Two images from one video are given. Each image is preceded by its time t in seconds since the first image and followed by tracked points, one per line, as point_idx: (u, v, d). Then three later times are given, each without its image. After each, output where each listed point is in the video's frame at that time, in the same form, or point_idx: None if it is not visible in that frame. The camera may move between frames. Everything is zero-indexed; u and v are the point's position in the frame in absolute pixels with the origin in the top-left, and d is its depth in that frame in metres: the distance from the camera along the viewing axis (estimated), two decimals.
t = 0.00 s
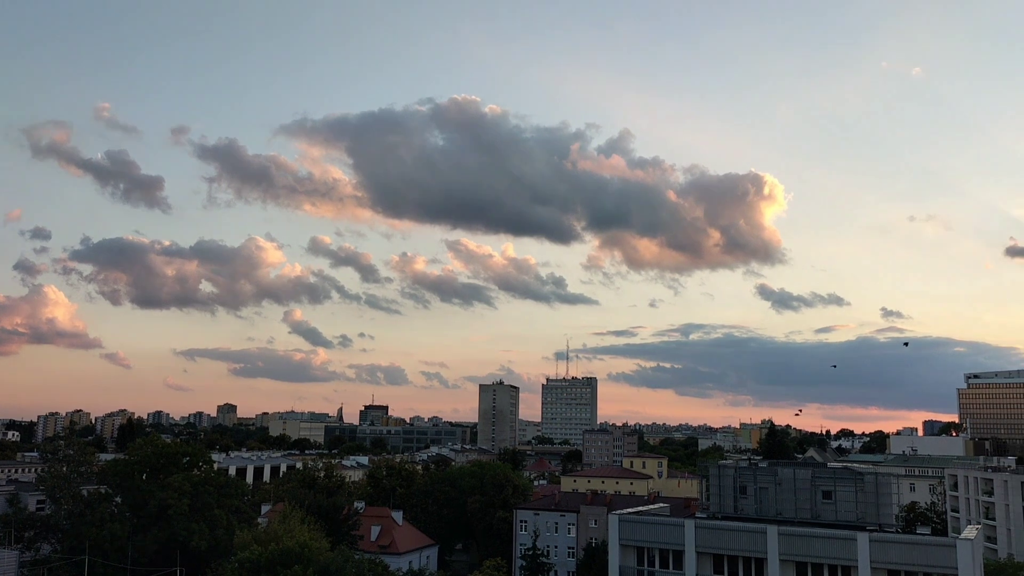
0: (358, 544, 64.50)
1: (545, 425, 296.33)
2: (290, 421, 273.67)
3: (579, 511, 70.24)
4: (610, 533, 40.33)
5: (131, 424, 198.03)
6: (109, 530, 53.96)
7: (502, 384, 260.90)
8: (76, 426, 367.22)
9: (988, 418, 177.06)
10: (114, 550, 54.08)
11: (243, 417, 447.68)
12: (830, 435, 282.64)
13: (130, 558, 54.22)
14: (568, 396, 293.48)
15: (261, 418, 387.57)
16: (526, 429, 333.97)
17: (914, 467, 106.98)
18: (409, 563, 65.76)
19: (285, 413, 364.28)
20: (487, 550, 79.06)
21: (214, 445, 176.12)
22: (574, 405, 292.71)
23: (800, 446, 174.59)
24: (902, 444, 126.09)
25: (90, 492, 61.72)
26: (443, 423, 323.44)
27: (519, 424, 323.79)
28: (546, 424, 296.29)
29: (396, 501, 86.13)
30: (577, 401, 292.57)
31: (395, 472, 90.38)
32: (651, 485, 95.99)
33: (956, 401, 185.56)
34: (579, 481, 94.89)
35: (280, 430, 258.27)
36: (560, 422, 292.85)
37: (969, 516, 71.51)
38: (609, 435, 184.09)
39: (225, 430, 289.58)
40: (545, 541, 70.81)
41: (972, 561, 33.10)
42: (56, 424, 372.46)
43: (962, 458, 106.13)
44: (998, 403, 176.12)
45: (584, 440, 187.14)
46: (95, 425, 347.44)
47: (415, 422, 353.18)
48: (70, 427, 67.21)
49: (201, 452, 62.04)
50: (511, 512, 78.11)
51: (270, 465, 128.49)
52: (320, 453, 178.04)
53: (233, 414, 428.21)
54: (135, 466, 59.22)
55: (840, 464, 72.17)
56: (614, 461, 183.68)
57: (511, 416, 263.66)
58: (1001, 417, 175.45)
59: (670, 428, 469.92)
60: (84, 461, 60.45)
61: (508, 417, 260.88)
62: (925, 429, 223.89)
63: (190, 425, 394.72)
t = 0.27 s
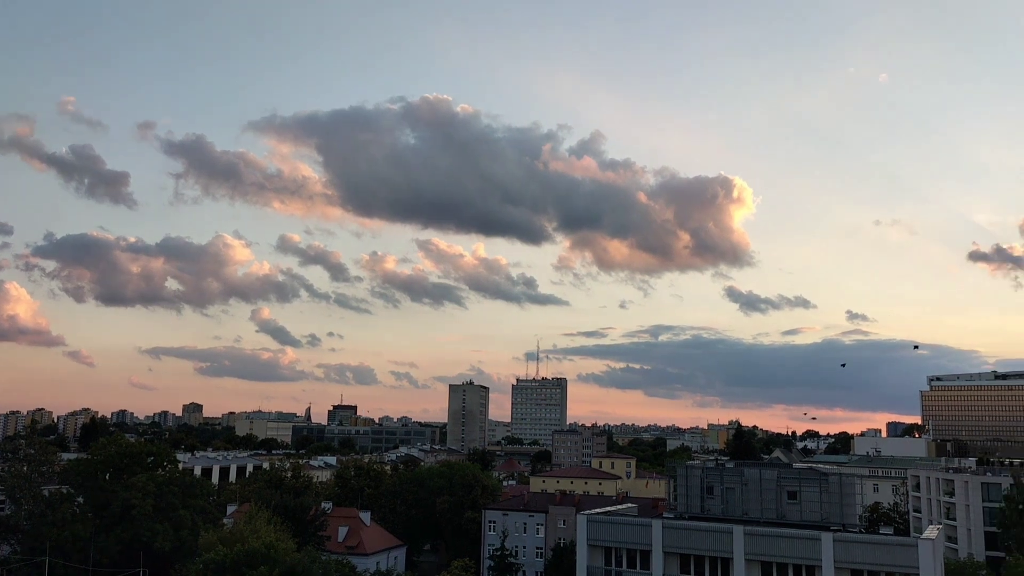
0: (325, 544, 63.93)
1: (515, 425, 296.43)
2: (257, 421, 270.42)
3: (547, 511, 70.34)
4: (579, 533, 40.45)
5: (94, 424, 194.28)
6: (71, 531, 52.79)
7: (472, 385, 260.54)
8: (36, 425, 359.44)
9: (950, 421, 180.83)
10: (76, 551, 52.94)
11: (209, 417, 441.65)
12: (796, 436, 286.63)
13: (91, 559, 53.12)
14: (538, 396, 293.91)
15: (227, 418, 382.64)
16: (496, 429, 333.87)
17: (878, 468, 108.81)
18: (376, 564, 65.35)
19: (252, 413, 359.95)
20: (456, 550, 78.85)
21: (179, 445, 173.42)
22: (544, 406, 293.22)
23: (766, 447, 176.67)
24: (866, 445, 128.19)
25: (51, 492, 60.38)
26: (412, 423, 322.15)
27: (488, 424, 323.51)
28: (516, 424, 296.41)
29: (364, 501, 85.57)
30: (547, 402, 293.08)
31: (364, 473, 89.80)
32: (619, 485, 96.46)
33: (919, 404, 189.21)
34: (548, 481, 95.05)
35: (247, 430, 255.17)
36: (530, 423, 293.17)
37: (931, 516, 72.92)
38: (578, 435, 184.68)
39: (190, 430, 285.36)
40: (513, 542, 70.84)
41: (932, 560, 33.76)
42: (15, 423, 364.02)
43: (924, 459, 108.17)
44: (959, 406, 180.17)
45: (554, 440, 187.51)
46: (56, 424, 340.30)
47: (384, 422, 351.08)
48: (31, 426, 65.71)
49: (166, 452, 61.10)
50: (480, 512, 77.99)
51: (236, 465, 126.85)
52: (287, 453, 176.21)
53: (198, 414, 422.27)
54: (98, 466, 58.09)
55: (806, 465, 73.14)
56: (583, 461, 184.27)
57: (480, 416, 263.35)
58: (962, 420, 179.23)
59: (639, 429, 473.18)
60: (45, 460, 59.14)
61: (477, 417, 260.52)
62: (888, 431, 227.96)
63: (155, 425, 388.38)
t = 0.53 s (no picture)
0: (296, 545, 63.42)
1: (488, 425, 296.25)
2: (227, 420, 267.23)
3: (520, 511, 70.35)
4: (551, 533, 40.52)
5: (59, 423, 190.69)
6: (35, 532, 51.69)
7: (446, 385, 259.95)
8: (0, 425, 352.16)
9: (917, 421, 183.97)
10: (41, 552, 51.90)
11: (178, 417, 435.87)
12: (766, 436, 289.95)
13: (57, 561, 52.07)
14: (512, 396, 294.06)
15: (197, 418, 377.88)
16: (469, 429, 333.50)
17: (846, 467, 110.37)
18: (348, 564, 64.93)
19: (223, 413, 355.92)
20: (428, 551, 78.64)
21: (148, 445, 170.83)
22: (517, 406, 293.39)
23: (737, 447, 178.34)
24: (834, 445, 129.93)
25: (15, 493, 59.11)
26: (385, 423, 320.70)
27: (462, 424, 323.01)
28: (489, 424, 296.23)
29: (336, 501, 85.01)
30: (520, 402, 293.32)
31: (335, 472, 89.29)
32: (591, 485, 96.82)
33: (887, 404, 192.28)
34: (521, 481, 95.20)
35: (217, 430, 252.12)
36: (503, 423, 293.14)
37: (898, 515, 74.10)
38: (551, 435, 185.00)
39: (159, 430, 281.31)
40: (485, 542, 70.81)
41: (898, 558, 34.31)
42: None
43: (891, 458, 109.98)
44: (924, 407, 183.67)
45: (527, 440, 187.65)
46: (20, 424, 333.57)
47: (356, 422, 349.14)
48: None
49: (134, 452, 60.16)
50: (452, 512, 77.84)
51: (206, 465, 125.25)
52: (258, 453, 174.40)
53: (167, 413, 416.64)
54: (64, 466, 57.00)
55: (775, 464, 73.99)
56: (556, 461, 184.66)
57: (454, 416, 262.86)
58: (929, 420, 182.47)
59: (611, 429, 475.49)
60: (10, 460, 57.87)
61: (450, 417, 259.98)
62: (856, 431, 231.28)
63: (123, 425, 382.41)
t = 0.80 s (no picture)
0: (271, 547, 62.89)
1: (466, 425, 295.78)
2: (202, 421, 264.35)
3: (497, 511, 70.29)
4: (528, 533, 40.54)
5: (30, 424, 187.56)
6: (5, 533, 50.75)
7: (423, 385, 259.15)
8: None
9: (890, 422, 186.38)
10: (11, 554, 50.96)
11: (152, 417, 430.74)
12: (742, 437, 292.47)
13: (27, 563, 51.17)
14: (489, 396, 293.86)
15: (171, 418, 373.56)
16: (447, 429, 332.90)
17: (820, 467, 111.51)
18: (324, 565, 64.50)
19: (197, 413, 352.28)
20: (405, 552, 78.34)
21: (120, 446, 168.55)
22: (495, 406, 293.22)
23: (713, 447, 179.56)
24: (809, 445, 131.24)
25: None
26: (362, 423, 319.16)
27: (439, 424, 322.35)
28: (466, 424, 295.76)
29: (312, 502, 84.43)
30: (498, 402, 293.20)
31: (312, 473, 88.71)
32: (569, 485, 97.00)
33: (861, 405, 194.70)
34: (498, 481, 95.16)
35: (191, 430, 249.42)
36: (480, 423, 292.84)
37: (871, 514, 74.99)
38: (529, 435, 185.10)
39: (132, 430, 277.77)
40: (463, 542, 70.67)
41: (871, 557, 34.72)
42: None
43: (864, 458, 111.36)
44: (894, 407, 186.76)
45: (505, 440, 187.53)
46: None
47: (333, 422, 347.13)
48: None
49: (107, 452, 59.30)
50: (429, 513, 77.62)
51: (180, 466, 123.81)
52: (233, 454, 172.69)
53: (141, 414, 411.53)
54: (35, 467, 56.04)
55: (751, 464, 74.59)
56: (533, 461, 184.78)
57: (431, 416, 262.19)
58: (902, 421, 184.93)
59: (589, 429, 476.94)
60: None
61: (428, 417, 259.28)
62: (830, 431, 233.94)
63: (95, 425, 376.98)
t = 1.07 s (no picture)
0: (247, 547, 62.40)
1: (445, 425, 295.06)
2: (178, 420, 261.46)
3: (475, 511, 70.21)
4: (506, 533, 40.54)
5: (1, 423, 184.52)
6: None
7: (402, 384, 258.19)
8: None
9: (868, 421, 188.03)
10: None
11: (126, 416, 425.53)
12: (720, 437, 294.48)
13: None
14: (468, 396, 293.39)
15: (146, 418, 369.14)
16: (426, 429, 331.95)
17: (797, 467, 112.52)
18: (300, 566, 64.10)
19: (173, 412, 348.48)
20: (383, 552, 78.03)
21: (94, 445, 166.21)
22: (474, 406, 292.78)
23: (691, 446, 180.51)
24: (785, 445, 132.36)
25: None
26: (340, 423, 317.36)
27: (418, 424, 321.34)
28: (445, 424, 295.05)
29: (289, 502, 83.86)
30: (477, 402, 292.84)
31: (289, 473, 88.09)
32: (547, 485, 97.13)
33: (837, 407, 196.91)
34: (476, 481, 95.09)
35: (167, 429, 246.62)
36: (459, 423, 292.23)
37: (846, 513, 75.81)
38: (507, 435, 185.03)
39: (107, 429, 274.12)
40: (441, 542, 70.54)
41: (846, 556, 35.08)
42: None
43: (840, 458, 112.54)
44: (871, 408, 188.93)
45: (483, 440, 187.27)
46: None
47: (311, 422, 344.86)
48: None
49: (81, 452, 58.46)
50: (407, 513, 77.37)
51: (155, 466, 122.40)
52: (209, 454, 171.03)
53: (116, 413, 406.47)
54: (6, 466, 55.12)
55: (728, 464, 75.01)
56: (512, 461, 184.75)
57: (410, 416, 261.31)
58: (879, 420, 186.95)
59: (568, 428, 477.14)
60: None
61: (406, 417, 258.40)
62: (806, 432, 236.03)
63: (68, 425, 372.40)
